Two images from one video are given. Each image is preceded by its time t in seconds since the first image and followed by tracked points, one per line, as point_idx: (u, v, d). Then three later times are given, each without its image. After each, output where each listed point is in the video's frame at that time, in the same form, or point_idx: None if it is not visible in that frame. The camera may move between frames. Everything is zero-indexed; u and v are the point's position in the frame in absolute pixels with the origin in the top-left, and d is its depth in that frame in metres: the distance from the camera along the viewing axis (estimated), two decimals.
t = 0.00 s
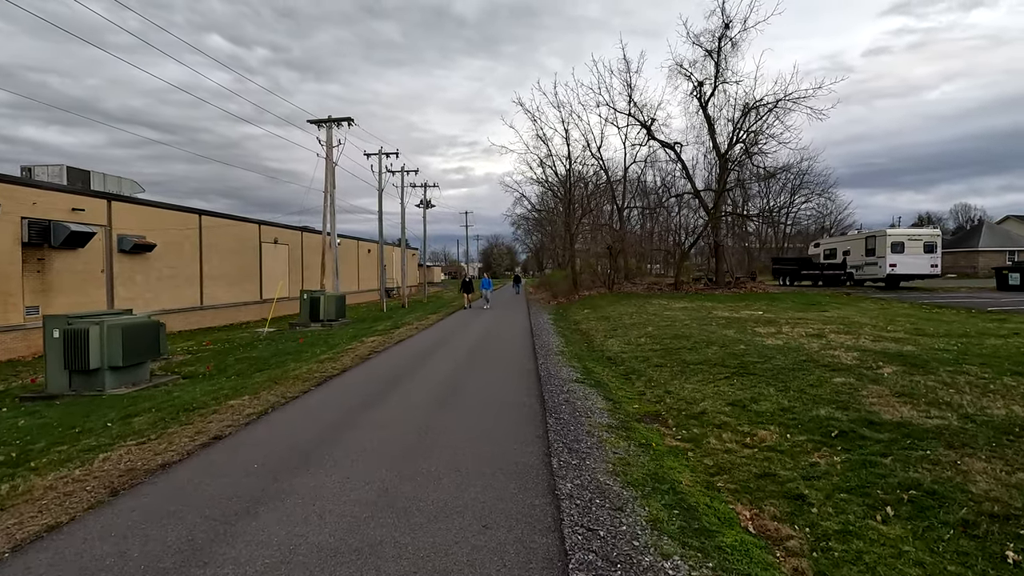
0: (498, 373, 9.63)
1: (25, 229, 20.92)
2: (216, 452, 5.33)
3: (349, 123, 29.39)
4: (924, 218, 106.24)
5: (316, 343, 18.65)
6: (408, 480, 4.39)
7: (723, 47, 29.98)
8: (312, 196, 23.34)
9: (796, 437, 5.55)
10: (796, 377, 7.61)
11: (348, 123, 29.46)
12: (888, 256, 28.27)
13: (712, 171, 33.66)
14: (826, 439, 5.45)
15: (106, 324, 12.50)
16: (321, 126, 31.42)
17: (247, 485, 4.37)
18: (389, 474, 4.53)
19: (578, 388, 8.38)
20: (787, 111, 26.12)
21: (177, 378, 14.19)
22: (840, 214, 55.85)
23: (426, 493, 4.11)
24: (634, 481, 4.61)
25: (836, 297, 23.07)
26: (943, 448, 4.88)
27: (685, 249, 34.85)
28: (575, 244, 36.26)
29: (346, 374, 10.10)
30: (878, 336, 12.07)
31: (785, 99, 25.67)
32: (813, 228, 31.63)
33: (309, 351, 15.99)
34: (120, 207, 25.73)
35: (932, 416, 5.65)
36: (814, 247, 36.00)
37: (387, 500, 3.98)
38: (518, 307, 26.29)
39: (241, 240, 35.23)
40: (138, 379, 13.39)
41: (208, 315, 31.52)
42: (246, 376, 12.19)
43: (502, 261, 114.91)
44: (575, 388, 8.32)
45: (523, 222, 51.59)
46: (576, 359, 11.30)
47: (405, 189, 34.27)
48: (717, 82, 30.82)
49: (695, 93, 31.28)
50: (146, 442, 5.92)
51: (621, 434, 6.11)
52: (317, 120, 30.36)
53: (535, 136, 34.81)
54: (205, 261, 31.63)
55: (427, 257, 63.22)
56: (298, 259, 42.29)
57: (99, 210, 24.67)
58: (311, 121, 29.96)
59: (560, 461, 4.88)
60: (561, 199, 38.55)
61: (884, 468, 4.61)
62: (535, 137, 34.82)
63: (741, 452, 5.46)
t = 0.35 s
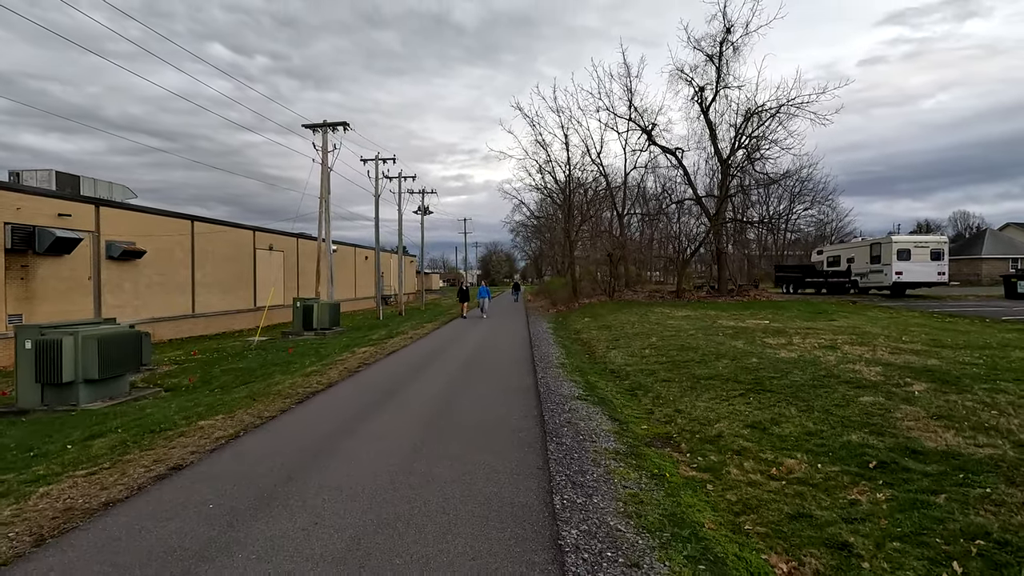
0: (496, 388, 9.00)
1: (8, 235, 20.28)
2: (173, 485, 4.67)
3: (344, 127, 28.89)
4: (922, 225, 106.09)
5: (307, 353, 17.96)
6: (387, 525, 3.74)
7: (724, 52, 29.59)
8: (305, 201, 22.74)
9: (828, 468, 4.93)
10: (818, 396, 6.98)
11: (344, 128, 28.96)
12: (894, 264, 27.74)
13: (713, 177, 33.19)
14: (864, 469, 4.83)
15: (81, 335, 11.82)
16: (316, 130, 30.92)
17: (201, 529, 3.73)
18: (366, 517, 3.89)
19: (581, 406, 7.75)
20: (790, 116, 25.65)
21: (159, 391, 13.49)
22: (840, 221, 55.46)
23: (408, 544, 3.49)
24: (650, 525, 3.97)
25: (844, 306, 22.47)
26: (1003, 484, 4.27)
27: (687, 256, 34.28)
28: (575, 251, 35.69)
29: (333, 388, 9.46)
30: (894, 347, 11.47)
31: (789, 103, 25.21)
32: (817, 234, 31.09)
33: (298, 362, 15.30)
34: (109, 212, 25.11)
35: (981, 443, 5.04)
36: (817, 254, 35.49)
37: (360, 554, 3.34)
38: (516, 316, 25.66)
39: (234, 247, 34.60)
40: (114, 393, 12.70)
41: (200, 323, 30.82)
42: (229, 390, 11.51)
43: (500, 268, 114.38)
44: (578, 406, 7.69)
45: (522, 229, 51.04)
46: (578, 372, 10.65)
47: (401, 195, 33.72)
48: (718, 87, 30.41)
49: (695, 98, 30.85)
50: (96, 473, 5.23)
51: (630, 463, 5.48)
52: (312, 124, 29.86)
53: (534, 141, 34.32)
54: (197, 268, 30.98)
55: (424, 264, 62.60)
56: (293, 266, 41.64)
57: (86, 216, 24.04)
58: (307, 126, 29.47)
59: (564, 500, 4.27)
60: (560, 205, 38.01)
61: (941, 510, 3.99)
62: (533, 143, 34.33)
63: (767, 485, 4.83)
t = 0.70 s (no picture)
0: (493, 403, 8.37)
1: None
2: (115, 528, 3.99)
3: (339, 130, 28.34)
4: (919, 232, 106.09)
5: (296, 362, 17.28)
6: None
7: (725, 55, 29.22)
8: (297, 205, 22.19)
9: (873, 503, 4.32)
10: (846, 415, 6.36)
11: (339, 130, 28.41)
12: (899, 270, 27.25)
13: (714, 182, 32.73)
14: (915, 506, 4.22)
15: (51, 343, 11.11)
16: (310, 133, 30.36)
17: None
18: (339, 570, 3.25)
19: (586, 423, 7.14)
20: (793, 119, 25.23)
21: (137, 403, 12.79)
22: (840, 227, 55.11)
23: None
24: None
25: (850, 313, 21.90)
26: None
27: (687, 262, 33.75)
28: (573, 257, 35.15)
29: (318, 401, 8.80)
30: (912, 358, 10.90)
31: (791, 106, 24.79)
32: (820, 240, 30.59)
33: (285, 372, 14.62)
34: (94, 216, 24.44)
35: None
36: (819, 260, 35.01)
37: None
38: (513, 323, 25.01)
39: (226, 252, 33.92)
40: (88, 406, 12.02)
41: (190, 329, 30.09)
42: (208, 403, 10.82)
43: (497, 274, 113.84)
44: (582, 424, 7.07)
45: (520, 234, 50.47)
46: (580, 385, 10.02)
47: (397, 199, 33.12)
48: (719, 91, 30.02)
49: (696, 102, 30.44)
50: (33, 509, 4.54)
51: (645, 495, 4.84)
52: (306, 127, 29.29)
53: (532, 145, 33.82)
54: (187, 273, 30.27)
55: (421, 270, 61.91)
56: (286, 271, 40.94)
57: (71, 220, 23.37)
58: (301, 129, 28.94)
59: (572, 547, 3.64)
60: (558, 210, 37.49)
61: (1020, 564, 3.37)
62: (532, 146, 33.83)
63: (804, 524, 4.20)
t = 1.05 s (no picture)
0: (483, 413, 7.82)
1: None
2: (29, 572, 3.38)
3: (328, 128, 27.69)
4: (912, 235, 106.51)
5: (279, 367, 16.57)
6: None
7: (720, 55, 28.86)
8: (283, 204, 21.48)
9: (914, 539, 3.77)
10: (867, 430, 5.81)
11: (327, 128, 27.74)
12: (897, 272, 26.86)
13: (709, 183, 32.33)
14: (964, 544, 3.66)
15: (13, 348, 10.43)
16: (299, 131, 29.69)
17: None
18: None
19: (583, 438, 6.56)
20: (790, 119, 24.84)
21: (106, 412, 12.07)
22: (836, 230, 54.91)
23: None
24: None
25: (849, 317, 21.41)
26: None
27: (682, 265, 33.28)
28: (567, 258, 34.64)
29: (296, 409, 8.19)
30: (924, 364, 10.37)
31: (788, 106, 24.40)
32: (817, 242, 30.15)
33: (265, 378, 13.92)
34: (72, 216, 23.68)
35: None
36: (816, 262, 34.64)
37: None
38: (505, 327, 24.40)
39: (213, 253, 33.14)
40: (51, 415, 11.27)
41: (173, 332, 29.27)
42: (178, 413, 10.12)
43: (491, 276, 113.21)
44: (579, 439, 6.49)
45: (514, 236, 49.92)
46: (576, 394, 9.43)
47: (387, 200, 32.46)
48: (715, 91, 29.64)
49: (691, 101, 30.04)
50: None
51: (651, 526, 4.24)
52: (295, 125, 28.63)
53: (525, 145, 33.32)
54: (172, 275, 29.48)
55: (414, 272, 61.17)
56: (275, 273, 40.14)
57: (47, 219, 22.61)
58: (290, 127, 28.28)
59: None
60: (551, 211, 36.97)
61: None
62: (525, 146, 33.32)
63: (836, 562, 3.64)
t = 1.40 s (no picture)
0: (476, 427, 7.21)
1: None
2: None
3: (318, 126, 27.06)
4: (904, 237, 106.92)
5: (263, 372, 15.89)
6: None
7: (718, 54, 28.46)
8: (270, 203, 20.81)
9: None
10: (902, 449, 5.22)
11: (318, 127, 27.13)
12: (897, 275, 26.47)
13: (707, 183, 31.86)
14: None
15: None
16: (289, 130, 29.04)
17: None
18: None
19: (586, 458, 5.94)
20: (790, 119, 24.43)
21: (75, 422, 11.37)
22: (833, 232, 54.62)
23: None
24: None
25: (851, 320, 20.97)
26: None
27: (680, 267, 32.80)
28: (563, 260, 34.06)
29: (274, 422, 7.55)
30: (941, 371, 9.82)
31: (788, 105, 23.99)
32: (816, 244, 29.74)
33: (248, 385, 13.25)
34: (52, 215, 22.92)
35: None
36: (814, 265, 34.24)
37: None
38: (499, 330, 23.80)
39: (200, 254, 32.36)
40: (14, 426, 10.48)
41: (158, 335, 28.47)
42: (149, 424, 9.45)
43: (485, 278, 112.60)
44: (583, 459, 5.87)
45: (508, 238, 49.28)
46: (576, 405, 8.81)
47: (379, 200, 31.81)
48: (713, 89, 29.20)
49: (689, 100, 29.58)
50: None
51: (670, 569, 3.62)
52: (284, 123, 27.95)
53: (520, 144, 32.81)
54: (157, 276, 28.71)
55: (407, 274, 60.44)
56: (265, 275, 39.37)
57: (25, 219, 21.86)
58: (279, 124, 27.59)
59: None
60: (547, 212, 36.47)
61: None
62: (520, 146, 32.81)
63: None
